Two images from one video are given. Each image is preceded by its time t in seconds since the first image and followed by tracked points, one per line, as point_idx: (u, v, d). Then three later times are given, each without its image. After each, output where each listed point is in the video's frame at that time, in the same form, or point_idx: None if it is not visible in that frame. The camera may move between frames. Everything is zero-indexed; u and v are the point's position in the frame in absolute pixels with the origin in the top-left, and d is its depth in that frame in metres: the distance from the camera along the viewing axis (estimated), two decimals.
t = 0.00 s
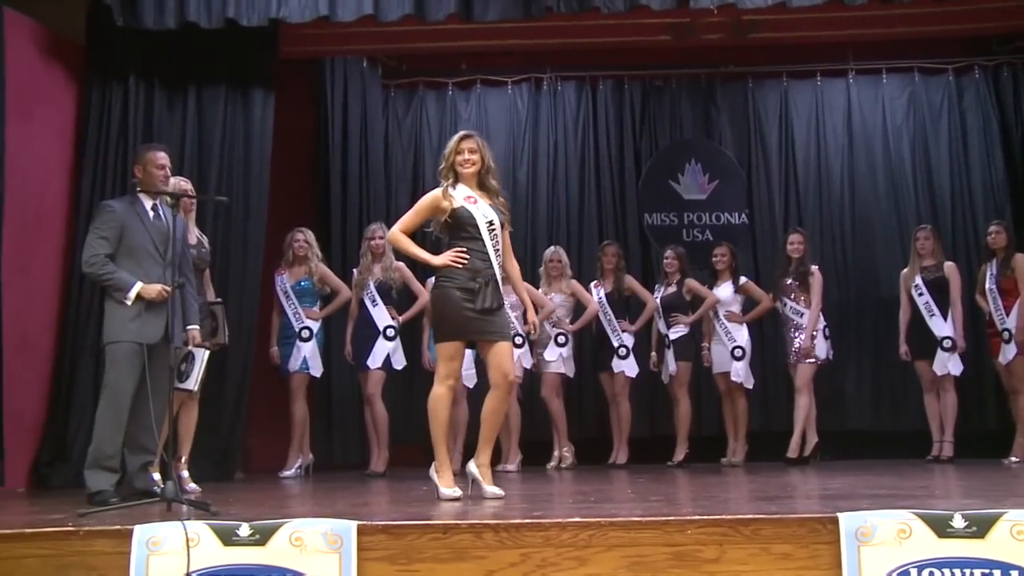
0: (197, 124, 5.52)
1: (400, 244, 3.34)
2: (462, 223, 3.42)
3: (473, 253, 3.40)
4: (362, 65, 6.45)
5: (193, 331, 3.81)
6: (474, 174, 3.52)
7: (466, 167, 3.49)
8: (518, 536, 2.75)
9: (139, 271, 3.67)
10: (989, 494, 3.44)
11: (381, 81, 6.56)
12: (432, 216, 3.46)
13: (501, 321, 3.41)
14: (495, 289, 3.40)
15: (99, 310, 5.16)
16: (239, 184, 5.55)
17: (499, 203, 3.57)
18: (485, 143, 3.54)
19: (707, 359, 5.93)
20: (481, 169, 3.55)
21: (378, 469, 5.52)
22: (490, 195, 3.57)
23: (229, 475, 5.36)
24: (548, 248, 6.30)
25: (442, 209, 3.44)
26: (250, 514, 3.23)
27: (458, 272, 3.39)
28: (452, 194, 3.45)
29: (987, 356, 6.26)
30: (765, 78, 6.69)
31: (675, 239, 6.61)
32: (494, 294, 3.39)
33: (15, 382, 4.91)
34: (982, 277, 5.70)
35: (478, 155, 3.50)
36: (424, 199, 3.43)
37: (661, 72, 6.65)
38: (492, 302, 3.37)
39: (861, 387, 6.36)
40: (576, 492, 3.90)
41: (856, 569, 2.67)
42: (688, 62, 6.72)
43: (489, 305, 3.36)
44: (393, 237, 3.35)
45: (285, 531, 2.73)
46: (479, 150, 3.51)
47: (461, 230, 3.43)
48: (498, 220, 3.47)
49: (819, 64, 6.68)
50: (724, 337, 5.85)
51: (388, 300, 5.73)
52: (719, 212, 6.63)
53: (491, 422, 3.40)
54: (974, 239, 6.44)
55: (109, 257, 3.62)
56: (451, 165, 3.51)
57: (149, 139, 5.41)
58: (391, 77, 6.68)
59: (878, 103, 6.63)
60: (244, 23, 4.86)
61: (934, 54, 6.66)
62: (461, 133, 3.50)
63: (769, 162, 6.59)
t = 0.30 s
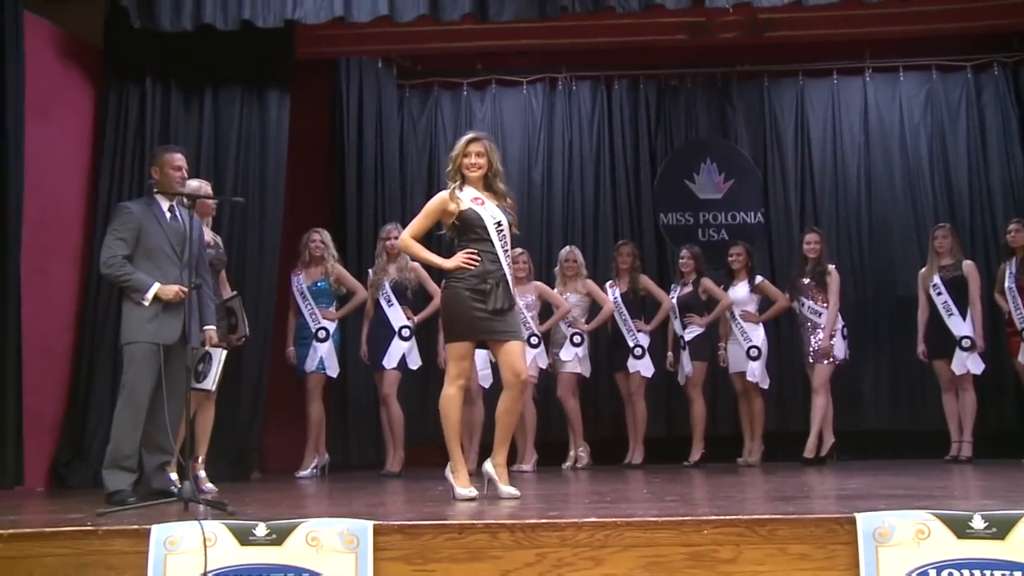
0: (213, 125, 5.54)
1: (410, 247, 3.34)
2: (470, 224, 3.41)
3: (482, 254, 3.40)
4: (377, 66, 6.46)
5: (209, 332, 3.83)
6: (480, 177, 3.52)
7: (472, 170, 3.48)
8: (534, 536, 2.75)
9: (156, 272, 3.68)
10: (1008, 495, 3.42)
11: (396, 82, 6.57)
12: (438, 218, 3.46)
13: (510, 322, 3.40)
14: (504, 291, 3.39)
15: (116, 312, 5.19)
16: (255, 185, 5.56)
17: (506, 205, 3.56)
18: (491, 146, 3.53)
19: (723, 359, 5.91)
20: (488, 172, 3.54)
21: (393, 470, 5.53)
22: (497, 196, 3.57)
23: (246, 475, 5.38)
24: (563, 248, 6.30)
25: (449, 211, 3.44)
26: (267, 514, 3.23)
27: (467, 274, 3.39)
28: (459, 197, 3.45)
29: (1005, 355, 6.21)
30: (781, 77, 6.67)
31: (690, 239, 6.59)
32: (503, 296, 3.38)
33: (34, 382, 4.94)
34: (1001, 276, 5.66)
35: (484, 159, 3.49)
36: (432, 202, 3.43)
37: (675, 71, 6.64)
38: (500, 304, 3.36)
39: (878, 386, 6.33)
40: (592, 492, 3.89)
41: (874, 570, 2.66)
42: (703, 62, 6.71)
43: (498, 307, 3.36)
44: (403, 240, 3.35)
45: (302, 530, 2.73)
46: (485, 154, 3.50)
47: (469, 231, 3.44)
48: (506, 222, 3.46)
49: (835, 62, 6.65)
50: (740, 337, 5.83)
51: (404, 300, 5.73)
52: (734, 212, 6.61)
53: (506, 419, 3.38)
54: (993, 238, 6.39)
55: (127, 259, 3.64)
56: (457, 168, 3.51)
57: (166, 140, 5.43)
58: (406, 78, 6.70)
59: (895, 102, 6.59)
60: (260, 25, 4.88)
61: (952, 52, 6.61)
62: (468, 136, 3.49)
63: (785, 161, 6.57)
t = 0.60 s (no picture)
0: (223, 126, 5.56)
1: (420, 248, 3.34)
2: (482, 225, 3.41)
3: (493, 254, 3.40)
4: (386, 66, 6.47)
5: (219, 332, 3.84)
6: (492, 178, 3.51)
7: (488, 170, 3.47)
8: (543, 536, 2.74)
9: (166, 273, 3.70)
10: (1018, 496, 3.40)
11: (405, 82, 6.58)
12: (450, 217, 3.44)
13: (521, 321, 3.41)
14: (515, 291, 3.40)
15: (126, 313, 5.20)
16: (264, 185, 5.57)
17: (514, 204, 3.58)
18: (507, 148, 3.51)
19: (733, 359, 5.91)
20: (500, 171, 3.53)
21: (402, 470, 5.53)
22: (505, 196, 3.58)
23: (256, 476, 5.39)
24: (572, 248, 6.29)
25: (461, 211, 3.43)
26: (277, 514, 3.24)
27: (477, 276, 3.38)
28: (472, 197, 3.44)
29: (1016, 355, 6.19)
30: (790, 76, 6.66)
31: (699, 239, 6.58)
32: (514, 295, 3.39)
33: (46, 382, 4.97)
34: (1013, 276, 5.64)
35: (500, 162, 3.47)
36: (443, 202, 3.41)
37: (684, 71, 6.63)
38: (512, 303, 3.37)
39: (888, 386, 6.31)
40: (601, 492, 3.89)
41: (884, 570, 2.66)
42: (712, 61, 6.70)
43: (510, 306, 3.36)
44: (413, 242, 3.34)
45: (312, 530, 2.73)
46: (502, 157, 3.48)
47: (481, 231, 3.43)
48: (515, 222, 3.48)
49: (845, 61, 6.63)
50: (749, 337, 5.82)
51: (413, 301, 5.74)
52: (743, 212, 6.59)
53: (518, 417, 3.39)
54: (1004, 238, 6.36)
55: (137, 259, 3.65)
56: (470, 167, 3.48)
57: (176, 141, 5.45)
58: (414, 78, 6.71)
59: (905, 100, 6.57)
60: (268, 25, 4.89)
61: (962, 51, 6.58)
62: (487, 137, 3.46)
63: (794, 161, 6.55)
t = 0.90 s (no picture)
0: (229, 126, 5.57)
1: (480, 259, 3.26)
2: (520, 227, 3.41)
3: (524, 258, 3.42)
4: (393, 66, 6.47)
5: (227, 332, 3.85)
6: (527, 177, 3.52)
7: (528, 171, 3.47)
8: (550, 536, 2.74)
9: (175, 273, 3.71)
10: None
11: (411, 82, 6.59)
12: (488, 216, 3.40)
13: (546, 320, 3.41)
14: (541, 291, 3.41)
15: (134, 313, 5.21)
16: (271, 185, 5.58)
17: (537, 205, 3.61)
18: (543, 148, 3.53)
19: (740, 359, 5.90)
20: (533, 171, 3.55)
21: (409, 470, 5.53)
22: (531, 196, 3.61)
23: (262, 476, 5.39)
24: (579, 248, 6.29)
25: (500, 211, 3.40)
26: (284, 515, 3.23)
27: (518, 279, 3.37)
28: (513, 196, 3.43)
29: None
30: (797, 76, 6.65)
31: (706, 238, 6.57)
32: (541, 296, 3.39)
33: (53, 383, 4.98)
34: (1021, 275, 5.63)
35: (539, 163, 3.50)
36: (489, 199, 3.36)
37: (690, 70, 6.63)
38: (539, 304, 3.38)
39: (895, 387, 6.29)
40: (607, 493, 3.89)
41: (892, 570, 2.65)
42: (718, 60, 6.69)
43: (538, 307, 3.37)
44: (474, 249, 3.27)
45: (319, 530, 2.73)
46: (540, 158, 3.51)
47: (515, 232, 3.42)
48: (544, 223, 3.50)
49: (852, 61, 6.61)
50: (757, 336, 5.82)
51: (419, 301, 5.74)
52: (750, 211, 6.58)
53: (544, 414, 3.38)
54: (1011, 238, 6.33)
55: (146, 259, 3.66)
56: (518, 164, 3.46)
57: (183, 141, 5.46)
58: (421, 78, 6.72)
59: (912, 99, 6.55)
60: (275, 25, 4.90)
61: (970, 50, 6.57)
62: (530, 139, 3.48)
63: (802, 161, 6.54)
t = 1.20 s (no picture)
0: (231, 126, 5.57)
1: (556, 268, 3.27)
2: (575, 229, 3.42)
3: (579, 260, 3.42)
4: (394, 66, 6.47)
5: (229, 331, 3.86)
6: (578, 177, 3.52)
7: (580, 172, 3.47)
8: (552, 535, 2.75)
9: (179, 273, 3.71)
10: None
11: (412, 82, 6.60)
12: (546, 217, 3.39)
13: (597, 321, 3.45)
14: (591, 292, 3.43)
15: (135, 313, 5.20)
16: (272, 185, 5.58)
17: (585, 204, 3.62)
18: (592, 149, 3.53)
19: (741, 357, 5.91)
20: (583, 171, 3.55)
21: (410, 469, 5.53)
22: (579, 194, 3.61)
23: (263, 476, 5.39)
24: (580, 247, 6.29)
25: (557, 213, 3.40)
26: (284, 515, 3.22)
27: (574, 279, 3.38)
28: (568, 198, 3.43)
29: None
30: (799, 75, 6.65)
31: (708, 237, 6.57)
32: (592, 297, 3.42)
33: (55, 382, 4.98)
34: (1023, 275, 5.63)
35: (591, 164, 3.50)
36: (547, 201, 3.36)
37: (692, 70, 6.63)
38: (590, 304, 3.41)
39: (897, 387, 6.29)
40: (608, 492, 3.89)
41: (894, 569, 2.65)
42: (720, 59, 6.69)
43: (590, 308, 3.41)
44: (547, 258, 3.28)
45: (320, 529, 2.73)
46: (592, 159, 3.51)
47: (570, 233, 3.43)
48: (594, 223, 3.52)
49: (854, 60, 6.61)
50: (759, 336, 5.81)
51: (420, 301, 5.74)
52: (751, 211, 6.58)
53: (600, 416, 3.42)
54: (1013, 238, 6.32)
55: (150, 259, 3.66)
56: (572, 166, 3.46)
57: (184, 141, 5.46)
58: (423, 78, 6.73)
59: (914, 98, 6.55)
60: (276, 25, 4.89)
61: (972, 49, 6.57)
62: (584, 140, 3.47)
63: (803, 160, 6.54)
